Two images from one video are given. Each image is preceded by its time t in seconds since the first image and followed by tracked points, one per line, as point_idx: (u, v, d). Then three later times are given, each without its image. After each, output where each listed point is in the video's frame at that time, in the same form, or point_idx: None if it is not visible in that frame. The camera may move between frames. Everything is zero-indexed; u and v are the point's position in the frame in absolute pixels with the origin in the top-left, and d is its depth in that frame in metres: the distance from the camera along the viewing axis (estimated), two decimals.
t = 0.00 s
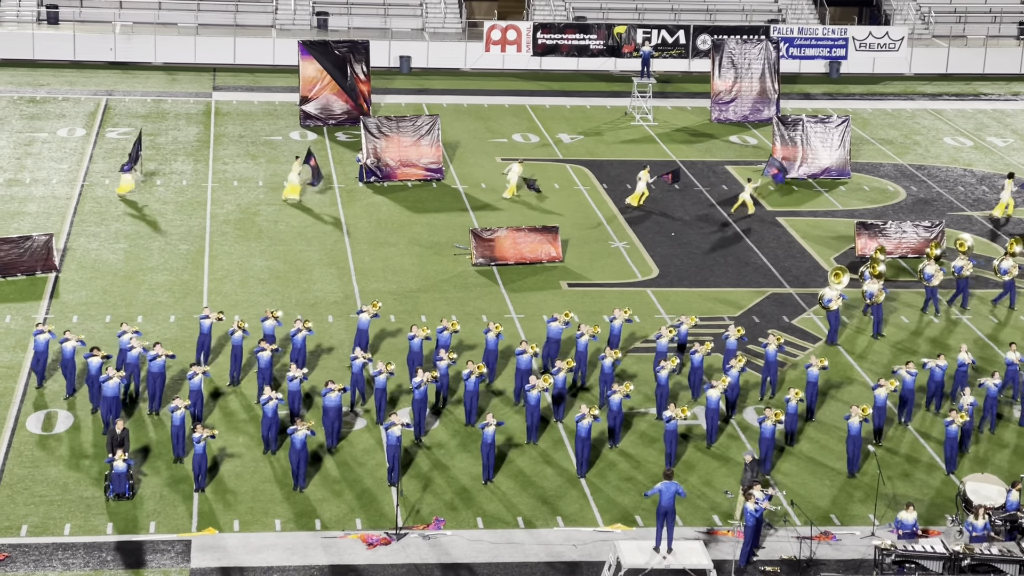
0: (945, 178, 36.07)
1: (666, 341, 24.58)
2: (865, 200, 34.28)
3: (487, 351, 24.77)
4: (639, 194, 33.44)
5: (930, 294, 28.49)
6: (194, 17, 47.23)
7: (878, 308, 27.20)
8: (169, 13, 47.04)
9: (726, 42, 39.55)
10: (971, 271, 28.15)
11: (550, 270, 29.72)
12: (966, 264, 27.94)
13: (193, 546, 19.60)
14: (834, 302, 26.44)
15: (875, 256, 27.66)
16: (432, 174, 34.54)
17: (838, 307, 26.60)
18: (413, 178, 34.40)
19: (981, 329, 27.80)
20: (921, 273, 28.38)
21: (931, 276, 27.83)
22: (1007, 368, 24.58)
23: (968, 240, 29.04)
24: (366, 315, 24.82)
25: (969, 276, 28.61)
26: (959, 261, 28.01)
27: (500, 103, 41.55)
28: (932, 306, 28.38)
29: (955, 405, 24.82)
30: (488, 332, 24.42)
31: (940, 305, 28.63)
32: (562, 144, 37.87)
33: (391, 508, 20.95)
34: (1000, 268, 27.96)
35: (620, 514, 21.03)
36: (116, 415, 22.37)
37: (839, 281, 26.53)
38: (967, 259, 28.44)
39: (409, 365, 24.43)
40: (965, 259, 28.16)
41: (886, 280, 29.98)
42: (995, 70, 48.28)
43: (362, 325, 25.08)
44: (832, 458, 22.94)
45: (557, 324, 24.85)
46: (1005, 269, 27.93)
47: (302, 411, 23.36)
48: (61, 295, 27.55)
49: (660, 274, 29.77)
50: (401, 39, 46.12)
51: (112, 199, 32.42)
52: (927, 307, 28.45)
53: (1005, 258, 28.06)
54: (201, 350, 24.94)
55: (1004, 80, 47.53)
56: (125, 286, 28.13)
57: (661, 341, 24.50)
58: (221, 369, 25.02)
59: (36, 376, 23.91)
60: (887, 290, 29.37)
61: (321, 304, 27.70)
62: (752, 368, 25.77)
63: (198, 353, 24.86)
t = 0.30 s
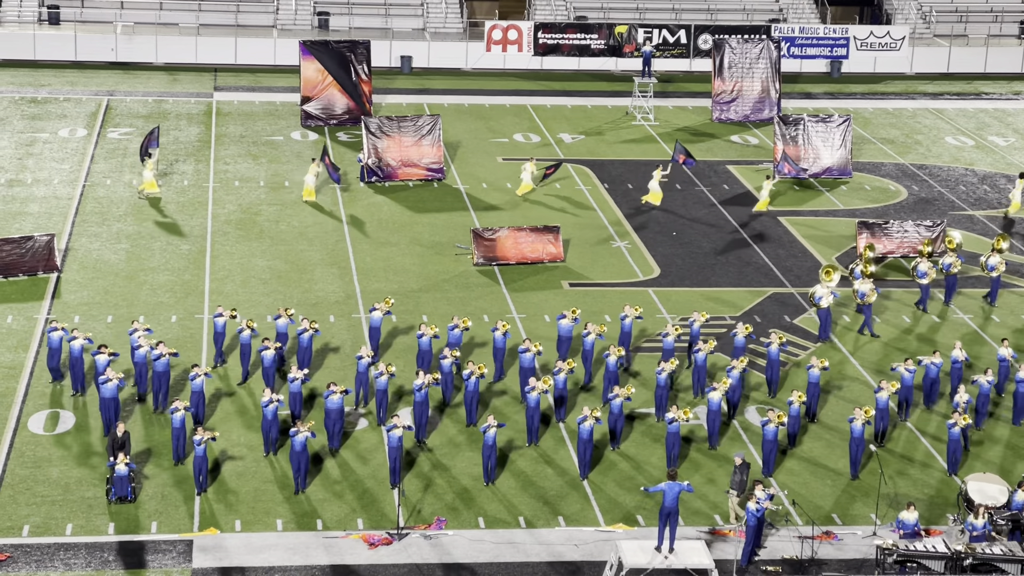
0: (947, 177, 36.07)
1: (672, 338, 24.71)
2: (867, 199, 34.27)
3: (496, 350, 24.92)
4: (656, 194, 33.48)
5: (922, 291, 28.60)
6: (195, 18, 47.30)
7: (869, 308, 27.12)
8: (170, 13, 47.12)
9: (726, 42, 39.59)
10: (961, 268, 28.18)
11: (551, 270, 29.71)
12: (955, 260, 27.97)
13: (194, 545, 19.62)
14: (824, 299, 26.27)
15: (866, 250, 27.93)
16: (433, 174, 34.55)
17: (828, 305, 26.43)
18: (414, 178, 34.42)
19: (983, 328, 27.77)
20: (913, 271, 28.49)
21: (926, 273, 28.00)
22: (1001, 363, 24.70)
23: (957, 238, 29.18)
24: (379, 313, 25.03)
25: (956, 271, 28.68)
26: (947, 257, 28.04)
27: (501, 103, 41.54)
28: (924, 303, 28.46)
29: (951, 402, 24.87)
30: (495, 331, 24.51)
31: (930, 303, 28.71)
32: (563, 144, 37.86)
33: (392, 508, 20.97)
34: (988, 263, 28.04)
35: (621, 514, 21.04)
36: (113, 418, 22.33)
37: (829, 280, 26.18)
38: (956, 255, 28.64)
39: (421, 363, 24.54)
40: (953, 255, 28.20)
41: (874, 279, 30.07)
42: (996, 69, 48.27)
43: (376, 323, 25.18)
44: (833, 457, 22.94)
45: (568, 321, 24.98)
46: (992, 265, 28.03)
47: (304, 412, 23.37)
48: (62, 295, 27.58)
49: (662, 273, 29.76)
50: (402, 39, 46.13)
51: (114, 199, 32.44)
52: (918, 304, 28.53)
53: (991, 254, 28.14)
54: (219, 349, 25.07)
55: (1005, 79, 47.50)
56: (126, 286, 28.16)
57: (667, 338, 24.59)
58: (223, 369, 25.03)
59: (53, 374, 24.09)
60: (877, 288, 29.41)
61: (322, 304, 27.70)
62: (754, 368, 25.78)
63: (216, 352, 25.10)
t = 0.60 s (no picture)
0: (945, 177, 36.12)
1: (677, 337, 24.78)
2: (866, 199, 34.31)
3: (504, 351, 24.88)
4: (672, 195, 33.41)
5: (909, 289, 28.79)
6: (195, 19, 47.35)
7: (856, 305, 27.22)
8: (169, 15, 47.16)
9: (725, 44, 39.61)
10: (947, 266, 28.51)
11: (551, 271, 29.73)
12: (942, 258, 28.37)
13: (195, 547, 19.63)
14: (812, 298, 26.38)
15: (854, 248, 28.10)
16: (433, 174, 34.58)
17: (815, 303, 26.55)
18: (413, 179, 34.44)
19: (981, 327, 27.81)
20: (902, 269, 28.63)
21: (914, 271, 28.26)
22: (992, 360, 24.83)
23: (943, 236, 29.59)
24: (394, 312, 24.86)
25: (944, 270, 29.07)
26: (934, 256, 28.46)
27: (500, 104, 41.56)
28: (913, 302, 28.58)
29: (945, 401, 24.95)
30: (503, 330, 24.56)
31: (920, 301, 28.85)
32: (563, 144, 37.88)
33: (392, 509, 20.98)
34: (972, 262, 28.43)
35: (621, 515, 21.07)
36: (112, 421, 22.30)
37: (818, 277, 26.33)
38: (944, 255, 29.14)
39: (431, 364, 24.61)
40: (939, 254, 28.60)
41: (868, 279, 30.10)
42: (995, 69, 48.34)
43: (388, 322, 25.14)
44: (833, 457, 22.95)
45: (579, 319, 25.06)
46: (977, 263, 28.39)
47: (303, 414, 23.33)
48: (62, 297, 27.58)
49: (661, 274, 29.79)
50: (401, 40, 46.16)
51: (113, 200, 32.45)
52: (907, 301, 28.67)
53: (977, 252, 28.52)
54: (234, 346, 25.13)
55: (1004, 80, 47.56)
56: (126, 287, 28.17)
57: (673, 337, 24.69)
58: (223, 369, 25.04)
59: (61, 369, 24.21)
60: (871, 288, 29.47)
61: (322, 304, 27.71)
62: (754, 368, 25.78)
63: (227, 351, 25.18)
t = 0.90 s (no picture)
0: (943, 178, 36.15)
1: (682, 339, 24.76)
2: (864, 200, 34.33)
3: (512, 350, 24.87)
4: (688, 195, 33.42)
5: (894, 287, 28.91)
6: (192, 20, 47.34)
7: (842, 303, 27.27)
8: (166, 16, 47.16)
9: (723, 44, 39.60)
10: (929, 263, 28.70)
11: (549, 272, 29.74)
12: (925, 256, 28.73)
13: (192, 548, 19.62)
14: (797, 295, 26.43)
15: (839, 250, 28.01)
16: (431, 176, 34.57)
17: (801, 301, 26.58)
18: (411, 181, 34.40)
19: (978, 327, 27.83)
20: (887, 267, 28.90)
21: (899, 268, 28.35)
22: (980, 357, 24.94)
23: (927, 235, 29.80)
24: (399, 327, 25.07)
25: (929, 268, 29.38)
26: (917, 254, 28.82)
27: (498, 105, 41.57)
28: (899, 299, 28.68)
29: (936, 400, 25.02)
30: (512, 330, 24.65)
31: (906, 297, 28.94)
32: (561, 145, 37.91)
33: (390, 511, 20.98)
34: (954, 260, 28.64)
35: (619, 515, 21.09)
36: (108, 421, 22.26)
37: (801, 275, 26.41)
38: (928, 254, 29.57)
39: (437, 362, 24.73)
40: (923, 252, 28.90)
41: (865, 279, 30.06)
42: (992, 70, 48.38)
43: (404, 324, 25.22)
44: (831, 458, 22.95)
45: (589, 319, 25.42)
46: (960, 260, 28.56)
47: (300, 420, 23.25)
48: (59, 299, 27.55)
49: (659, 275, 29.80)
50: (399, 42, 46.16)
51: (111, 201, 32.42)
52: (893, 299, 28.71)
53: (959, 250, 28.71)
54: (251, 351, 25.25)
55: (1001, 81, 47.60)
56: (123, 288, 28.15)
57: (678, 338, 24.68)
58: (221, 370, 25.03)
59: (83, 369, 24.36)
60: (866, 289, 29.46)
61: (320, 306, 27.70)
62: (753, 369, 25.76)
63: (247, 354, 25.21)
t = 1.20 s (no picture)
0: (938, 179, 36.18)
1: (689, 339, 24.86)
2: (859, 202, 34.33)
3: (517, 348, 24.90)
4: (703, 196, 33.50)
5: (876, 285, 29.07)
6: (187, 22, 47.30)
7: (824, 303, 27.21)
8: (162, 17, 47.13)
9: (718, 45, 39.56)
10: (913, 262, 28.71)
11: (545, 274, 29.74)
12: (909, 255, 28.70)
13: (188, 551, 19.60)
14: (779, 294, 26.30)
15: (824, 246, 28.27)
16: (426, 178, 34.59)
17: (784, 299, 26.45)
18: (407, 182, 34.42)
19: (974, 327, 27.84)
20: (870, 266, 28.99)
21: (881, 267, 28.50)
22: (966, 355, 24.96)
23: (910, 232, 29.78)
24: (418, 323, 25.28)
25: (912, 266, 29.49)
26: (901, 252, 28.80)
27: (493, 106, 41.58)
28: (880, 298, 28.83)
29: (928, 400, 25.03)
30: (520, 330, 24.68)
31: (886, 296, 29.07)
32: (557, 147, 37.91)
33: (386, 513, 20.98)
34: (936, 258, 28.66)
35: (615, 517, 21.11)
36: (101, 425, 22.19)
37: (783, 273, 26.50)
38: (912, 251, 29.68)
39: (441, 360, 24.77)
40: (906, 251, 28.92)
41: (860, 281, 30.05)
42: (987, 72, 48.43)
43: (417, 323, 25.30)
44: (826, 460, 22.96)
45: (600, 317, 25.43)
46: (941, 259, 28.61)
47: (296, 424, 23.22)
48: (54, 301, 27.51)
49: (655, 276, 29.79)
50: (395, 43, 46.16)
51: (106, 204, 32.39)
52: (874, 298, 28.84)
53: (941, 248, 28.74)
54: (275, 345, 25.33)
55: (997, 82, 47.65)
56: (119, 290, 28.12)
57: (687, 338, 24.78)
58: (217, 373, 25.01)
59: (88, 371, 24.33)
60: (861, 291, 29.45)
61: (316, 308, 27.69)
62: (750, 372, 25.74)
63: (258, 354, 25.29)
